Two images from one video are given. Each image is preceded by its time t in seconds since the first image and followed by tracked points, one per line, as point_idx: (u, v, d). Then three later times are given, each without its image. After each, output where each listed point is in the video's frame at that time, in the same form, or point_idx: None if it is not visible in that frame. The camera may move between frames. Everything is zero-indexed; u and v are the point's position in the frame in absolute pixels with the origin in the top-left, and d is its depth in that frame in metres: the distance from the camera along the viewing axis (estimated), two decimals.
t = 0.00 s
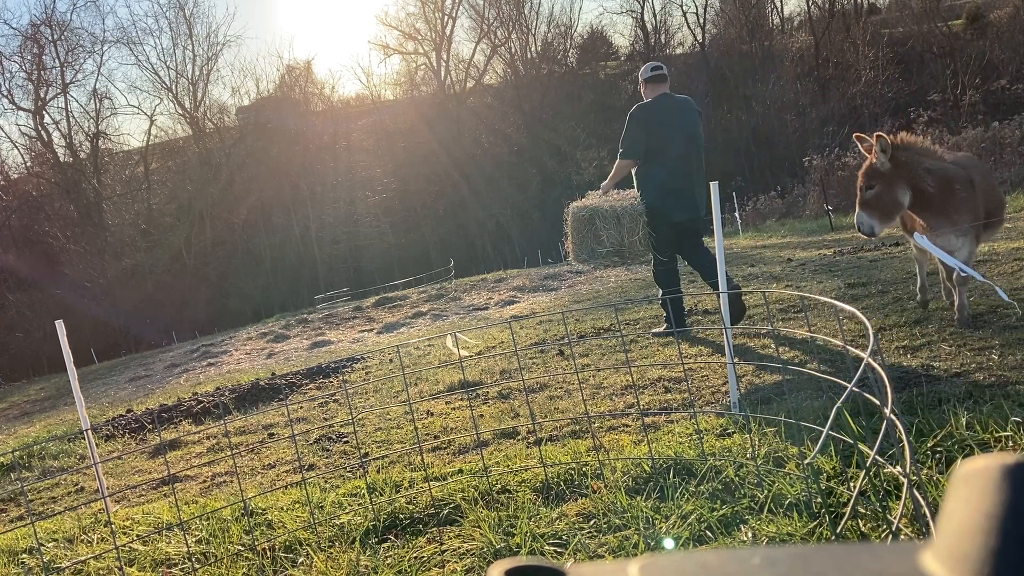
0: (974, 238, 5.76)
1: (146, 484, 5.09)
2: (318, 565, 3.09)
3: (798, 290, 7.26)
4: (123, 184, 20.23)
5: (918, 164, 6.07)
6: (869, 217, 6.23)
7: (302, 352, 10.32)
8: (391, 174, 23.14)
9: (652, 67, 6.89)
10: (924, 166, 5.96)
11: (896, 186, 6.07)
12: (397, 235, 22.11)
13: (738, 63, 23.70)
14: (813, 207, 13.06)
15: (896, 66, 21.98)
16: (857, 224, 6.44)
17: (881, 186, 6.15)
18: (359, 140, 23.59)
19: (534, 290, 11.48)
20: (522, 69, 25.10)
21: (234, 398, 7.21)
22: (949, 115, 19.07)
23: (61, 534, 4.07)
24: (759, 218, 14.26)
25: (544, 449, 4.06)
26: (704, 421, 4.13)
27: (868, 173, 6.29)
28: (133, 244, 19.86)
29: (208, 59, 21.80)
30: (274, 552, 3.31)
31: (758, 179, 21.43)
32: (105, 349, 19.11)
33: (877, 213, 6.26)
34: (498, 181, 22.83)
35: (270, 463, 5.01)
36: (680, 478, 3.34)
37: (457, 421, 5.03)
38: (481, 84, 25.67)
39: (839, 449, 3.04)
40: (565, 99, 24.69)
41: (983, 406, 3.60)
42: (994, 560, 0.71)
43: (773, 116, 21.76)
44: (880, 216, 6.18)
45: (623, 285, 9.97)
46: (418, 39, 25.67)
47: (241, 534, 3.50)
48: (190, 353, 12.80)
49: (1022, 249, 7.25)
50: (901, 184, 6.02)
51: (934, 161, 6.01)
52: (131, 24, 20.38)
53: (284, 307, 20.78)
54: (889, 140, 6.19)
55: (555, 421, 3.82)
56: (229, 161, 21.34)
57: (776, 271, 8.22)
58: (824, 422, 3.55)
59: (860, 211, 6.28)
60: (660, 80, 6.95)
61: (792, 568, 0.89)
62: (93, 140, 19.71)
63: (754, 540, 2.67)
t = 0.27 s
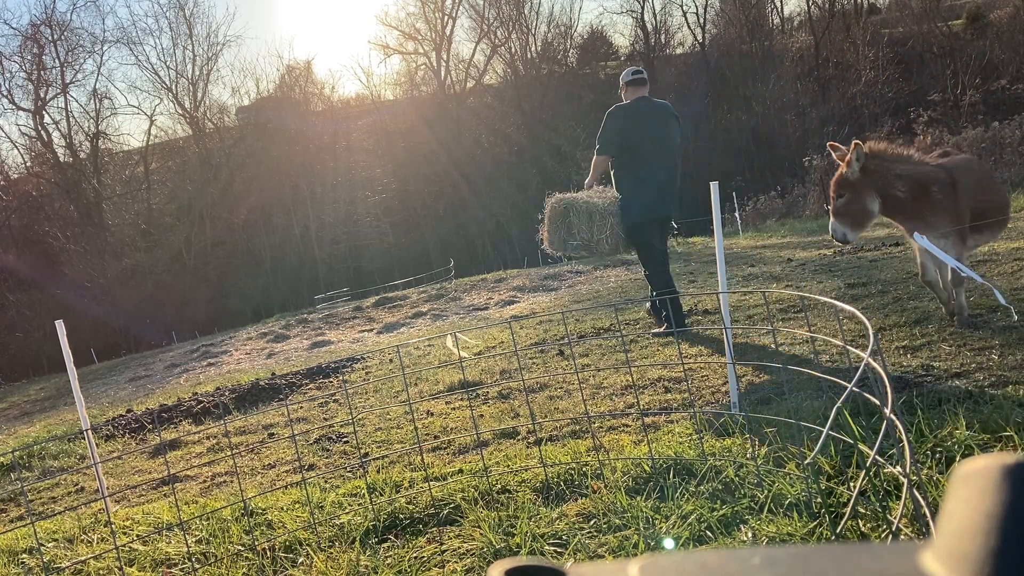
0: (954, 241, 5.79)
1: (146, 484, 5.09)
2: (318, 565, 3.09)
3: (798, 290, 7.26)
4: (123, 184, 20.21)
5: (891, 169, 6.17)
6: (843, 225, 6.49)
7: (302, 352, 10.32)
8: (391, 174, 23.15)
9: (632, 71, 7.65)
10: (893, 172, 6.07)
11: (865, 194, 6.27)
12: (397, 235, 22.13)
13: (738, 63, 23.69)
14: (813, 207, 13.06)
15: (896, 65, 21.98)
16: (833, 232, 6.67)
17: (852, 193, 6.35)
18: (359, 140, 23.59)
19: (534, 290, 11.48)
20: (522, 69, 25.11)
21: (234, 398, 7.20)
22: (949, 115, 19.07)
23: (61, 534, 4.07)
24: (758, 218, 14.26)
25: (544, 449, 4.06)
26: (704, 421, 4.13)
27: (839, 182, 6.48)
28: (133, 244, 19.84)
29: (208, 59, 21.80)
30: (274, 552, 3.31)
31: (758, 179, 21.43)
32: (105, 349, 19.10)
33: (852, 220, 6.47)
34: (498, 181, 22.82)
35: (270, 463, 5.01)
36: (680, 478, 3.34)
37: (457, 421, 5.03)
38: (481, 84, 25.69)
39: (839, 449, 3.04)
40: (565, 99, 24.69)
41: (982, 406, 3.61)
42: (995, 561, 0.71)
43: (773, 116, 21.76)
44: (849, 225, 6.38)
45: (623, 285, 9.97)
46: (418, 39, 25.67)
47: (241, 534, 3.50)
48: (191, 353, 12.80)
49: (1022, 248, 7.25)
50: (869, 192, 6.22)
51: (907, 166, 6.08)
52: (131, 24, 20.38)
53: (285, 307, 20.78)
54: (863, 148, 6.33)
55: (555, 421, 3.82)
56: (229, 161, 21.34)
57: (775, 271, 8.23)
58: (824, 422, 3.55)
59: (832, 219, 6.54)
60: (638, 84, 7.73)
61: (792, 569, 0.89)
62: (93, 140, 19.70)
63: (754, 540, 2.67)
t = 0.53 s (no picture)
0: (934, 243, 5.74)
1: (146, 484, 5.09)
2: (318, 565, 3.09)
3: (798, 290, 7.26)
4: (123, 184, 20.20)
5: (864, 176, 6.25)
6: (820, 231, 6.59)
7: (302, 352, 10.32)
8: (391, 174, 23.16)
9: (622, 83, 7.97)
10: (864, 180, 6.14)
11: (837, 202, 6.39)
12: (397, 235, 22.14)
13: (738, 63, 23.69)
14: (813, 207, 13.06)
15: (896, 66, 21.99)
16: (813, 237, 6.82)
17: (826, 201, 6.46)
18: (359, 140, 23.61)
19: (534, 290, 11.48)
20: (522, 69, 25.12)
21: (234, 398, 7.20)
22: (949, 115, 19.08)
23: (61, 534, 4.07)
24: (758, 217, 14.25)
25: (544, 448, 4.06)
26: (703, 421, 4.13)
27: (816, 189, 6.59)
28: (133, 244, 19.83)
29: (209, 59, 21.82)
30: (274, 552, 3.31)
31: (758, 179, 21.41)
32: (105, 349, 19.09)
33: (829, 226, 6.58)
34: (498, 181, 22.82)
35: (270, 463, 5.01)
36: (680, 478, 3.34)
37: (457, 421, 5.03)
38: (481, 84, 25.71)
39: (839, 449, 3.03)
40: (565, 99, 24.70)
41: (981, 406, 3.61)
42: (994, 560, 0.71)
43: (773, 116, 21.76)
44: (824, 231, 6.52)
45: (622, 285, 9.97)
46: (418, 39, 25.69)
47: (241, 534, 3.50)
48: (191, 353, 12.80)
49: (1022, 249, 7.25)
50: (840, 199, 6.33)
51: (880, 172, 6.12)
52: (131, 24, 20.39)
53: (284, 306, 20.77)
54: (837, 156, 6.43)
55: (555, 421, 3.82)
56: (229, 161, 21.35)
57: (775, 271, 8.23)
58: (824, 422, 3.55)
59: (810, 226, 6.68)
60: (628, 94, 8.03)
61: (792, 568, 0.89)
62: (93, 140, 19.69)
63: (754, 540, 2.67)
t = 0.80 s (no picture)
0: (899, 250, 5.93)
1: (146, 484, 5.09)
2: (318, 565, 3.09)
3: (798, 290, 7.26)
4: (123, 184, 20.19)
5: (830, 189, 6.59)
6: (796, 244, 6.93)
7: (303, 352, 10.32)
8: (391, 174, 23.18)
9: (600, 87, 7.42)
10: (827, 192, 6.49)
11: (806, 215, 6.72)
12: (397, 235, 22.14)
13: (738, 63, 23.70)
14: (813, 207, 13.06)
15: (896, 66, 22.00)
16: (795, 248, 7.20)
17: (796, 215, 6.82)
18: (359, 140, 23.63)
19: (534, 290, 11.48)
20: (522, 69, 25.11)
21: (234, 398, 7.20)
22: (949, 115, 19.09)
23: (61, 533, 4.08)
24: (758, 217, 14.25)
25: (544, 448, 4.06)
26: (703, 421, 4.13)
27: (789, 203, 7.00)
28: (133, 244, 19.81)
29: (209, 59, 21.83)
30: (274, 552, 3.31)
31: (758, 178, 21.40)
32: (105, 349, 19.08)
33: (804, 238, 6.93)
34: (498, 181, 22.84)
35: (270, 463, 5.01)
36: (680, 478, 3.34)
37: (457, 421, 5.03)
38: (481, 84, 25.74)
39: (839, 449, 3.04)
40: (565, 99, 24.70)
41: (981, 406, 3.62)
42: (995, 561, 0.71)
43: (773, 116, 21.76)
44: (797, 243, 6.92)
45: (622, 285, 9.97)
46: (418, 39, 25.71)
47: (241, 534, 3.50)
48: (191, 354, 12.80)
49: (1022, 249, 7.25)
50: (807, 213, 6.69)
51: (844, 183, 6.44)
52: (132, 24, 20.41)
53: (284, 306, 20.78)
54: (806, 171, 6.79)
55: (555, 421, 3.82)
56: (229, 161, 21.36)
57: (775, 272, 8.24)
58: (823, 421, 3.56)
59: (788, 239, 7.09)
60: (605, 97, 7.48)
61: (792, 569, 0.89)
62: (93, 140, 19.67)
63: (754, 540, 2.68)
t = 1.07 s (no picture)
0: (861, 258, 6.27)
1: (146, 484, 5.09)
2: (318, 565, 3.09)
3: (799, 290, 7.26)
4: (123, 184, 20.16)
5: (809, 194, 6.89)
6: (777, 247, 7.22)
7: (303, 352, 10.32)
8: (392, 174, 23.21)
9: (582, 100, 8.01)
10: (804, 197, 6.83)
11: (785, 219, 7.02)
12: (397, 236, 22.17)
13: (738, 63, 23.69)
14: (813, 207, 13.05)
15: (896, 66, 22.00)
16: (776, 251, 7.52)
17: (775, 219, 7.13)
18: (359, 140, 23.62)
19: (534, 290, 11.48)
20: (522, 69, 25.06)
21: (234, 398, 7.20)
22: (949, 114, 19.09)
23: (61, 534, 4.07)
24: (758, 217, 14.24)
25: (544, 449, 4.06)
26: (703, 421, 4.13)
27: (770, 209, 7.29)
28: (133, 244, 19.78)
29: (209, 59, 21.80)
30: (274, 552, 3.31)
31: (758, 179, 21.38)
32: (106, 349, 19.08)
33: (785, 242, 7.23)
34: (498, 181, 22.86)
35: (270, 463, 5.01)
36: (680, 478, 3.34)
37: (457, 421, 5.03)
38: (481, 84, 25.74)
39: (839, 448, 3.04)
40: (565, 99, 24.69)
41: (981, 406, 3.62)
42: (994, 560, 0.71)
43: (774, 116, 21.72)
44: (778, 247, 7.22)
45: (622, 285, 9.98)
46: (418, 39, 25.68)
47: (241, 534, 3.50)
48: (191, 353, 12.80)
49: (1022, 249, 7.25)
50: (785, 217, 6.98)
51: (821, 189, 6.77)
52: (131, 24, 20.38)
53: (284, 306, 20.79)
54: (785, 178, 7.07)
55: (555, 421, 3.82)
56: (229, 161, 21.35)
57: (775, 271, 8.24)
58: (823, 421, 3.56)
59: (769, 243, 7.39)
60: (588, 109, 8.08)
61: (792, 568, 0.89)
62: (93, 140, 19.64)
63: (754, 540, 2.67)
